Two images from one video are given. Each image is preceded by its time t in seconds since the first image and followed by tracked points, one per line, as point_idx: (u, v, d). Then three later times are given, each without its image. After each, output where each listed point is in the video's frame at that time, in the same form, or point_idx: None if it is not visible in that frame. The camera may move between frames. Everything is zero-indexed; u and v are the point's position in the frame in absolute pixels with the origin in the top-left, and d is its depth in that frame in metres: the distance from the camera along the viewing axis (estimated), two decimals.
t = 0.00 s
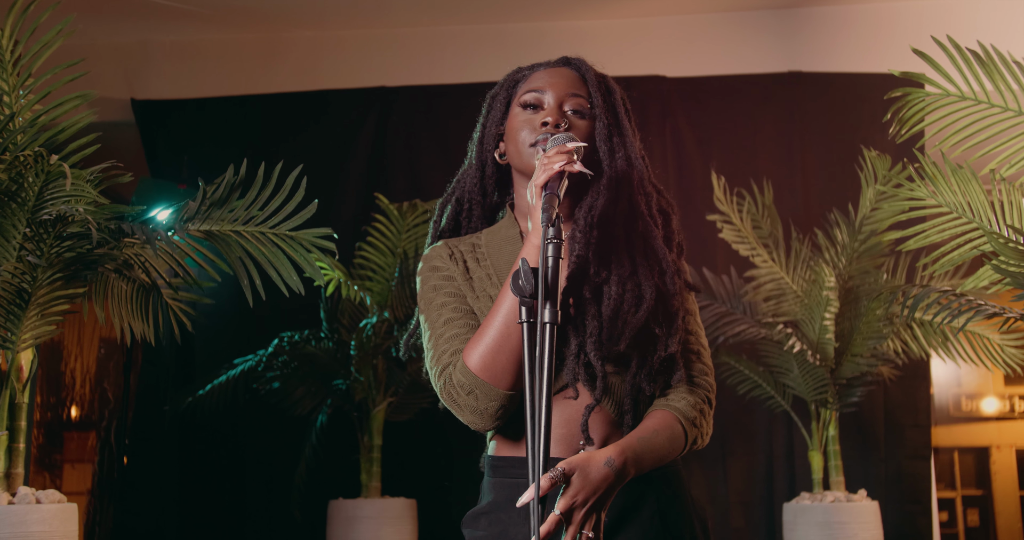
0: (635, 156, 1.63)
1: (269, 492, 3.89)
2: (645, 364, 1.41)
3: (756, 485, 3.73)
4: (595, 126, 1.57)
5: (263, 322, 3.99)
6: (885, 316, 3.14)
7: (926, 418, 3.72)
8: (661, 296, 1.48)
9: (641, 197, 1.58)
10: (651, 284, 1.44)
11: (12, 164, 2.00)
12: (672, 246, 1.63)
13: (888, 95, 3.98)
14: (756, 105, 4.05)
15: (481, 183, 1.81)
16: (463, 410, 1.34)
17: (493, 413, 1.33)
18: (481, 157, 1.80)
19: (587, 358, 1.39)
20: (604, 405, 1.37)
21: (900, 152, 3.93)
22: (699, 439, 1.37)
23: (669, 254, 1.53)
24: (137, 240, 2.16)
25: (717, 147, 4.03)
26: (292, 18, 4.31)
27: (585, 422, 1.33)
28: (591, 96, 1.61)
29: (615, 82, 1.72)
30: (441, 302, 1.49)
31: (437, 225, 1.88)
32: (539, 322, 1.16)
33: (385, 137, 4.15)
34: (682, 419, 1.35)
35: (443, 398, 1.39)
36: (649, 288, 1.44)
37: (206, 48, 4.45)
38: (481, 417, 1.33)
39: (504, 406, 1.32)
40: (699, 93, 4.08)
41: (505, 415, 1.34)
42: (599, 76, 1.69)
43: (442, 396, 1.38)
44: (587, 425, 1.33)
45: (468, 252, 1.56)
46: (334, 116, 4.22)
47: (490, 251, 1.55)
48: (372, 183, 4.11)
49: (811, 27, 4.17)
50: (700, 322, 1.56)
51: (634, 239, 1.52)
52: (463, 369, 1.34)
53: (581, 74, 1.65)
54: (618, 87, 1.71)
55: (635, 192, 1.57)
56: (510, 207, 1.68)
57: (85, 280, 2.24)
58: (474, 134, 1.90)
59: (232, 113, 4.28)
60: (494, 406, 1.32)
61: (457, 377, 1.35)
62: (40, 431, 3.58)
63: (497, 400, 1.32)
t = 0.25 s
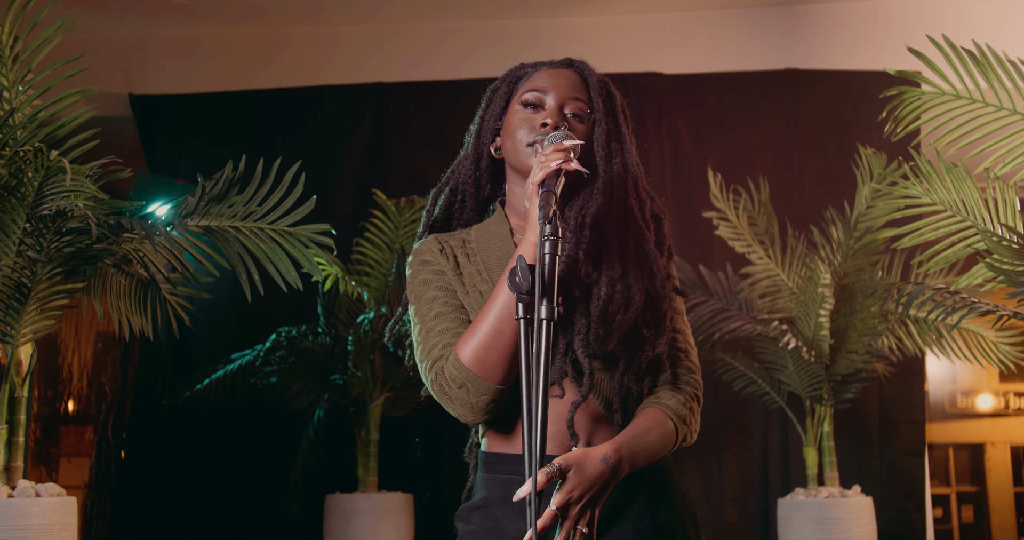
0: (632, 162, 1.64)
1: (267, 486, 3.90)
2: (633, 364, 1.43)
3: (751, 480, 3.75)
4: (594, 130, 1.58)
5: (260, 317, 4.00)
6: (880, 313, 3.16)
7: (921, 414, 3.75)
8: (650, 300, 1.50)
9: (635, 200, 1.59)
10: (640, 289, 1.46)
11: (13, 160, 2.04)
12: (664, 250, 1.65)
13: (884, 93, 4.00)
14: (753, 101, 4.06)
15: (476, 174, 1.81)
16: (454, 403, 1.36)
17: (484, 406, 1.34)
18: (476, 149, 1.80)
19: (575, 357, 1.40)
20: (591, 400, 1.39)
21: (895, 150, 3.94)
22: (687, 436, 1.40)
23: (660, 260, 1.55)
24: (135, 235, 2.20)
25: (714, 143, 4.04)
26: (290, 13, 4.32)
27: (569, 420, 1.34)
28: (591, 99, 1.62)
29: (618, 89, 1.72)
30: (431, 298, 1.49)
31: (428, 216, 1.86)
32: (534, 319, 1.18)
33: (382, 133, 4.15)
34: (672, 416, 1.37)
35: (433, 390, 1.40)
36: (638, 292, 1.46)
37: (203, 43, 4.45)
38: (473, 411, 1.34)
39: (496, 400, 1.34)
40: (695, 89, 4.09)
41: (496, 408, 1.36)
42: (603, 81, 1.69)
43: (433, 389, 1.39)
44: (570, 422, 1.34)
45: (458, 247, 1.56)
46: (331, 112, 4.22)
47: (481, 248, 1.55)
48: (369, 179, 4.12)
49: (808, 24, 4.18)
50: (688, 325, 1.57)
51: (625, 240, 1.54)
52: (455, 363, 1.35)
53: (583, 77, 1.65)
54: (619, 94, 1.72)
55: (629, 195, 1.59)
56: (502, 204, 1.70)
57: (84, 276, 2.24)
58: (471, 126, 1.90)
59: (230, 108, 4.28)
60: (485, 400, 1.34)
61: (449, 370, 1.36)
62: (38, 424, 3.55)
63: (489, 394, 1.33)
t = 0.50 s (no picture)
0: (627, 148, 1.62)
1: (265, 482, 3.92)
2: (632, 358, 1.44)
3: (746, 478, 3.78)
4: (587, 123, 1.58)
5: (258, 313, 4.01)
6: (875, 312, 3.18)
7: (915, 412, 3.77)
8: (653, 294, 1.52)
9: (633, 192, 1.59)
10: (644, 283, 1.48)
11: (14, 157, 2.05)
12: (666, 241, 1.66)
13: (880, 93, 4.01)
14: (750, 100, 4.08)
15: (479, 182, 1.84)
16: (446, 394, 1.38)
17: (474, 400, 1.36)
18: (477, 156, 1.81)
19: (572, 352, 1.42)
20: (583, 396, 1.40)
21: (891, 149, 3.96)
22: (680, 443, 1.41)
23: (661, 251, 1.56)
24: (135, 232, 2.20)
25: (711, 142, 4.06)
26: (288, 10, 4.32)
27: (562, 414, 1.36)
28: (581, 93, 1.62)
29: (604, 72, 1.71)
30: (436, 287, 1.51)
31: (434, 220, 1.91)
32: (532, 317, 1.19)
33: (380, 130, 4.16)
34: (667, 425, 1.38)
35: (428, 381, 1.42)
36: (642, 285, 1.47)
37: (202, 39, 4.45)
38: (463, 403, 1.36)
39: (486, 396, 1.36)
40: (693, 88, 4.11)
41: (485, 402, 1.37)
42: (588, 67, 1.68)
43: (428, 380, 1.41)
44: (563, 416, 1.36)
45: (468, 239, 1.59)
46: (329, 109, 4.23)
47: (490, 240, 1.57)
48: (367, 176, 4.13)
49: (805, 23, 4.20)
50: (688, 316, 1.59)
51: (625, 234, 1.55)
52: (449, 356, 1.37)
53: (571, 70, 1.66)
54: (608, 79, 1.70)
55: (627, 188, 1.58)
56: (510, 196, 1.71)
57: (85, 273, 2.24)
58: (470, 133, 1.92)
59: (228, 104, 4.29)
60: (476, 394, 1.35)
61: (443, 362, 1.38)
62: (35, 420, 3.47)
63: (480, 389, 1.35)
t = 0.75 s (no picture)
0: (615, 133, 1.62)
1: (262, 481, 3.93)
2: (629, 352, 1.45)
3: (742, 477, 3.80)
4: (575, 120, 1.60)
5: (256, 312, 4.02)
6: (870, 312, 3.20)
7: (910, 412, 3.79)
8: (649, 281, 1.51)
9: (625, 179, 1.58)
10: (639, 270, 1.48)
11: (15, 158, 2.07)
12: (659, 223, 1.63)
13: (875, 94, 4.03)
14: (745, 101, 4.10)
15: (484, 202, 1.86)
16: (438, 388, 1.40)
17: (466, 397, 1.37)
18: (478, 178, 1.85)
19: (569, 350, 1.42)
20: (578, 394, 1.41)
21: (886, 150, 3.99)
22: (677, 451, 1.39)
23: (655, 234, 1.55)
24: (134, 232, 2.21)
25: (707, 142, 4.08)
26: (285, 10, 4.33)
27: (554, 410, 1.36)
28: (563, 90, 1.65)
29: (580, 62, 1.72)
30: (444, 283, 1.54)
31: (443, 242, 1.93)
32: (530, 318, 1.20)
33: (377, 130, 4.17)
34: (664, 435, 1.36)
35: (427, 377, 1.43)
36: (638, 274, 1.47)
37: (199, 39, 4.46)
38: (454, 398, 1.38)
39: (478, 394, 1.37)
40: (689, 89, 4.12)
41: (478, 399, 1.38)
42: (564, 64, 1.71)
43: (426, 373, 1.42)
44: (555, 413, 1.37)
45: (479, 237, 1.61)
46: (327, 108, 4.24)
47: (500, 239, 1.59)
48: (364, 176, 4.14)
49: (800, 24, 4.22)
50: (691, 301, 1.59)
51: (621, 224, 1.54)
52: (443, 352, 1.39)
53: (549, 71, 1.69)
54: (585, 69, 1.71)
55: (619, 175, 1.57)
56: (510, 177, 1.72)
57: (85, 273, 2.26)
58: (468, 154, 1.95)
59: (225, 104, 4.30)
60: (468, 390, 1.36)
61: (438, 357, 1.40)
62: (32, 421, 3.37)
63: (471, 387, 1.36)
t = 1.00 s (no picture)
0: (616, 133, 1.62)
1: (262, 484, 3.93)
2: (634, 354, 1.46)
3: (742, 480, 3.80)
4: (577, 122, 1.60)
5: (256, 315, 4.03)
6: (869, 315, 3.20)
7: (909, 414, 3.81)
8: (654, 277, 1.51)
9: (626, 177, 1.56)
10: (644, 265, 1.49)
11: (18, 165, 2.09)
12: (663, 220, 1.63)
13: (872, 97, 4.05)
14: (743, 104, 4.11)
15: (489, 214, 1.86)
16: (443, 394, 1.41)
17: (469, 401, 1.37)
18: (481, 193, 1.85)
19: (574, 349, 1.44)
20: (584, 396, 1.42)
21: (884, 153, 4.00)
22: (678, 458, 1.40)
23: (658, 230, 1.54)
24: (138, 237, 2.24)
25: (705, 146, 4.09)
26: (285, 14, 4.34)
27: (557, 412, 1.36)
28: (563, 95, 1.65)
29: (576, 68, 1.72)
30: (451, 289, 1.55)
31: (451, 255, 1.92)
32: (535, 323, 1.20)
33: (377, 133, 4.18)
34: (664, 444, 1.37)
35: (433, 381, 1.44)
36: (642, 270, 1.48)
37: (198, 43, 4.47)
38: (459, 404, 1.38)
39: (483, 398, 1.37)
40: (687, 92, 4.14)
41: (483, 404, 1.38)
42: (560, 71, 1.71)
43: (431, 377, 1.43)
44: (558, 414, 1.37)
45: (488, 243, 1.61)
46: (326, 112, 4.24)
47: (509, 244, 1.60)
48: (364, 179, 4.15)
49: (798, 28, 4.23)
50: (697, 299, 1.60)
51: (624, 223, 1.54)
52: (447, 357, 1.39)
53: (545, 79, 1.70)
54: (582, 75, 1.71)
55: (620, 174, 1.56)
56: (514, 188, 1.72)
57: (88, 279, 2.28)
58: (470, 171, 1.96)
59: (225, 108, 4.30)
60: (472, 395, 1.37)
61: (443, 363, 1.40)
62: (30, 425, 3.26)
63: (476, 392, 1.36)
